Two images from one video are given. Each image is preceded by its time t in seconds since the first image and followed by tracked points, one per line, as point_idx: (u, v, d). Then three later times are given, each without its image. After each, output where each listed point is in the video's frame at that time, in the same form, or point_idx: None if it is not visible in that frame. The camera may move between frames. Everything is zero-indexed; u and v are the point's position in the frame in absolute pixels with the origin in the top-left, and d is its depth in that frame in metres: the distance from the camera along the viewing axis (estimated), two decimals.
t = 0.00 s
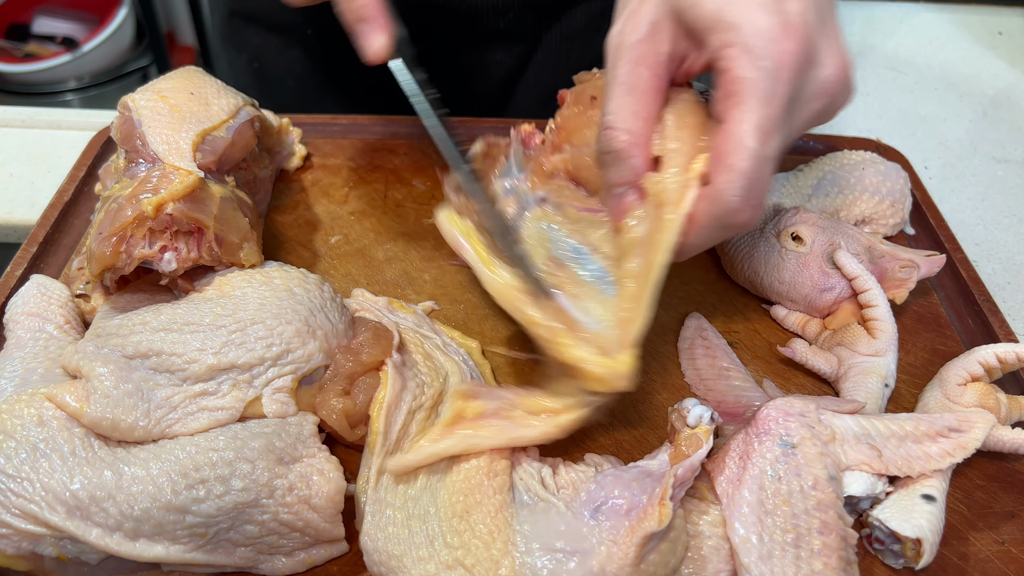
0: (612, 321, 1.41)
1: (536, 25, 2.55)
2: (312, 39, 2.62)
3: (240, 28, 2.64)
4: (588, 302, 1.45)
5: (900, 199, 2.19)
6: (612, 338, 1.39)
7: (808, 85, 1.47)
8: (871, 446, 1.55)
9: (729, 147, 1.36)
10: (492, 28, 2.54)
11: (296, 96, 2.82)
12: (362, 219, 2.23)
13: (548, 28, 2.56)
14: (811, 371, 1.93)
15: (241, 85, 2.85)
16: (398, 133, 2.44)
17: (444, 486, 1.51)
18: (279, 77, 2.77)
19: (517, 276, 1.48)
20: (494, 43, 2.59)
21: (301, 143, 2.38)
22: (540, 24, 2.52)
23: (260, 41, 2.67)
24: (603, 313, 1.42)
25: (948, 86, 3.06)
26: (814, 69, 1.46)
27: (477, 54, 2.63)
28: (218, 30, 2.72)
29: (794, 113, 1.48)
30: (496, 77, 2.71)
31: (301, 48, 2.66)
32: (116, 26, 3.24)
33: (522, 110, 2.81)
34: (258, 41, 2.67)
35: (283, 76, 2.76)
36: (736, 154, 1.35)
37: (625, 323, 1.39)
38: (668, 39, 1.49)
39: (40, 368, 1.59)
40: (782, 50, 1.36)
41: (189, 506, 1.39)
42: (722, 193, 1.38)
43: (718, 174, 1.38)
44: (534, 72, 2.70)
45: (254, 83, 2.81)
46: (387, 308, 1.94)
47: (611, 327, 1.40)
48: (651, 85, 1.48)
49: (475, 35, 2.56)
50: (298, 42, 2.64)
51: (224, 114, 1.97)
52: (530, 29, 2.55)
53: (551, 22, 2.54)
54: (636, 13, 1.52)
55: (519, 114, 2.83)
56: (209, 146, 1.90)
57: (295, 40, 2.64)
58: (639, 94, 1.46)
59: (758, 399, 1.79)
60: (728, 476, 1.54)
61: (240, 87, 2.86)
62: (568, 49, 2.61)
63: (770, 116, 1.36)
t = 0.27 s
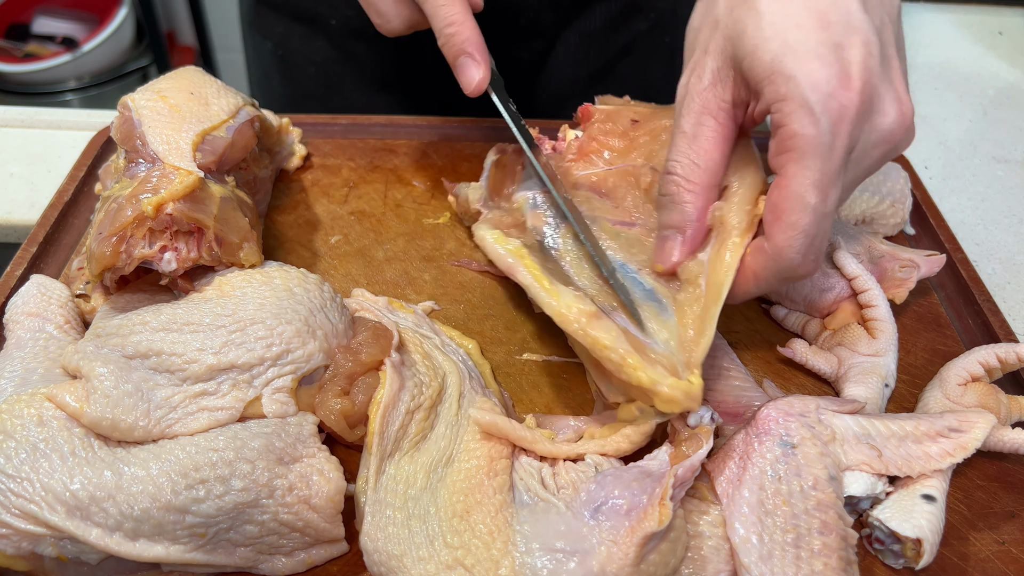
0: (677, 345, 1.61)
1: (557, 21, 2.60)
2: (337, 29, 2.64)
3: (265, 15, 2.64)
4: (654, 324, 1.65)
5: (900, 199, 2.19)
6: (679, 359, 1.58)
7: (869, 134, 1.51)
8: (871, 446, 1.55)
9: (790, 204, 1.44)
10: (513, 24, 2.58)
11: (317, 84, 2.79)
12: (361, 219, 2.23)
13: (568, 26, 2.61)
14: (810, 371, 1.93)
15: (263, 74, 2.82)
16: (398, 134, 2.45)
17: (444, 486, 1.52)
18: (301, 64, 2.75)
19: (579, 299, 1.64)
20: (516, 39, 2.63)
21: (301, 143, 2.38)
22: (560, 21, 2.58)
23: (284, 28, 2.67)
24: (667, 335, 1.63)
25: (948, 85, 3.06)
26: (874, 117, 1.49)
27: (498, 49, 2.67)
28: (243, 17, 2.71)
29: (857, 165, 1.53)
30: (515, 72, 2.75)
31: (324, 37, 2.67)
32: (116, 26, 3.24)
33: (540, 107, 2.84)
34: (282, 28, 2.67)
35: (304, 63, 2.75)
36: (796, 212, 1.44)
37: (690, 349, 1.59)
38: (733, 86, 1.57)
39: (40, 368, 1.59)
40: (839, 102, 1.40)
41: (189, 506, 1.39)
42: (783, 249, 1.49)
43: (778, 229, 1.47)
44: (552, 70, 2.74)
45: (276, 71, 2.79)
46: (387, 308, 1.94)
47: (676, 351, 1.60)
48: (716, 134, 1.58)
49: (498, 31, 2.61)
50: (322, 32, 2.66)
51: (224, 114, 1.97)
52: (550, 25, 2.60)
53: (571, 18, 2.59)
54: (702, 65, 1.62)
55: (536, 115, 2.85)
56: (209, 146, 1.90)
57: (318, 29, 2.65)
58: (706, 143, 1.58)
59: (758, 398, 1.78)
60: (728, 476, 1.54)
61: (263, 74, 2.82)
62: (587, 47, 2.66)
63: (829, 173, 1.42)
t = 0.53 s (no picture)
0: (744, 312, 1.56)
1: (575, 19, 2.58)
2: (356, 27, 2.61)
3: (284, 12, 2.61)
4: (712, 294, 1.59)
5: (901, 199, 2.19)
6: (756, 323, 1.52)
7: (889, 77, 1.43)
8: (871, 446, 1.55)
9: (812, 150, 1.37)
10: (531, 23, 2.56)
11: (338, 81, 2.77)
12: (361, 219, 2.23)
13: (585, 24, 2.60)
14: (810, 371, 1.93)
15: (282, 72, 2.81)
16: (398, 133, 2.45)
17: (444, 487, 1.51)
18: (321, 62, 2.73)
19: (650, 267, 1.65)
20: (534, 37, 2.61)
21: (301, 143, 2.38)
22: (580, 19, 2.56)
23: (304, 26, 2.64)
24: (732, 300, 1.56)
25: (948, 85, 3.06)
26: (890, 58, 1.42)
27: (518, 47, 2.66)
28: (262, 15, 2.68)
29: (885, 113, 1.44)
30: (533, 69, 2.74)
31: (343, 34, 2.65)
32: (116, 26, 3.24)
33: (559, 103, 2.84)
34: (302, 26, 2.65)
35: (324, 60, 2.72)
36: (821, 156, 1.36)
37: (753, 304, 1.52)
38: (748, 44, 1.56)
39: (40, 368, 1.59)
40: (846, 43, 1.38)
41: (189, 506, 1.39)
42: (813, 201, 1.40)
43: (808, 179, 1.39)
44: (570, 68, 2.72)
45: (295, 69, 2.76)
46: (387, 308, 1.94)
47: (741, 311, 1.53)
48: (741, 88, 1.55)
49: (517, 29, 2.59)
50: (341, 31, 2.63)
51: (224, 114, 1.97)
52: (569, 24, 2.58)
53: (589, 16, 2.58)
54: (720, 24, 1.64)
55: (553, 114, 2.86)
56: (209, 146, 1.89)
57: (338, 27, 2.62)
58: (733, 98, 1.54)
59: (758, 398, 1.78)
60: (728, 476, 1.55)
61: (284, 71, 2.81)
62: (605, 45, 2.66)
63: (847, 113, 1.36)
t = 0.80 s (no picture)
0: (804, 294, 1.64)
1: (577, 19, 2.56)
2: (359, 27, 2.61)
3: (287, 13, 2.61)
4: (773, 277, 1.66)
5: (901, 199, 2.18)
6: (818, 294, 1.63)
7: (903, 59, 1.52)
8: (871, 446, 1.55)
9: (832, 138, 1.48)
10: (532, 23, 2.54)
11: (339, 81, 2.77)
12: (361, 219, 2.23)
13: (586, 24, 2.57)
14: (810, 371, 1.93)
15: (284, 72, 2.81)
16: (398, 133, 2.45)
17: (443, 487, 1.51)
18: (322, 62, 2.73)
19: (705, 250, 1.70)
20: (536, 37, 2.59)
21: (301, 143, 2.38)
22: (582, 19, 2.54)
23: (306, 26, 2.64)
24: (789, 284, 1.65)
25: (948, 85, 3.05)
26: (903, 39, 1.51)
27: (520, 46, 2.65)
28: (265, 16, 2.69)
29: (907, 92, 1.52)
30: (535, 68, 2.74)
31: (345, 35, 2.65)
32: (116, 26, 3.24)
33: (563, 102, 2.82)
34: (304, 27, 2.65)
35: (326, 61, 2.72)
36: (842, 144, 1.46)
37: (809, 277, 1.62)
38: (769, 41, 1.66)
39: (40, 368, 1.59)
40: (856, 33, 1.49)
41: (189, 506, 1.39)
42: (837, 186, 1.50)
43: (828, 167, 1.49)
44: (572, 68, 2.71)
45: (297, 69, 2.76)
46: (387, 308, 1.94)
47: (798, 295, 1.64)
48: (771, 80, 1.64)
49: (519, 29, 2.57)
50: (344, 31, 2.64)
51: (225, 114, 1.97)
52: (570, 24, 2.56)
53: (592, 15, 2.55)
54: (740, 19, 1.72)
55: (555, 114, 2.88)
56: (209, 146, 1.90)
57: (340, 27, 2.63)
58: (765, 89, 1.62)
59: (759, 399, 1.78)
60: (728, 476, 1.55)
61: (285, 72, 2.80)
62: (607, 44, 2.66)
63: (864, 99, 1.46)
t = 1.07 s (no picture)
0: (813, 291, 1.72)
1: (579, 18, 2.56)
2: (360, 28, 2.59)
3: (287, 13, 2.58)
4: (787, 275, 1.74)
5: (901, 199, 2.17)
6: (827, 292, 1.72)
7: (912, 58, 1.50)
8: (871, 446, 1.55)
9: (846, 147, 1.50)
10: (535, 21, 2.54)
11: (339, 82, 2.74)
12: (361, 219, 2.23)
13: (588, 23, 2.59)
14: (810, 371, 1.93)
15: (283, 72, 2.78)
16: (398, 133, 2.45)
17: (443, 487, 1.51)
18: (322, 62, 2.69)
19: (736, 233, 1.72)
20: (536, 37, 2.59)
21: (301, 143, 2.38)
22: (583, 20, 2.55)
23: (306, 27, 2.60)
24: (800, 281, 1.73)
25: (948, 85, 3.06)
26: (910, 40, 1.49)
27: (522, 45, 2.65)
28: (264, 16, 2.67)
29: (919, 91, 1.51)
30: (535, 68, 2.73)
31: (346, 35, 2.62)
32: (116, 26, 3.24)
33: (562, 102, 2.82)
34: (303, 27, 2.61)
35: (326, 61, 2.69)
36: (857, 154, 1.49)
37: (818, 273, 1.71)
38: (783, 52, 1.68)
39: (40, 368, 1.59)
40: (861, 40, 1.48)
41: (189, 506, 1.39)
42: (854, 191, 1.53)
43: (845, 175, 1.53)
44: (573, 67, 2.71)
45: (297, 69, 2.73)
46: (387, 308, 1.94)
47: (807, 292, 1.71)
48: (792, 91, 1.68)
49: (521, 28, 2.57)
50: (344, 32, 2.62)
51: (224, 114, 1.97)
52: (573, 23, 2.57)
53: (594, 14, 2.56)
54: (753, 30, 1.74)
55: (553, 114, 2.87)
56: (209, 146, 1.90)
57: (340, 28, 2.60)
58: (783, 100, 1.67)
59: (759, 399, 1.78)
60: (728, 476, 1.55)
61: (285, 71, 2.78)
62: (607, 45, 2.66)
63: (873, 106, 1.47)
